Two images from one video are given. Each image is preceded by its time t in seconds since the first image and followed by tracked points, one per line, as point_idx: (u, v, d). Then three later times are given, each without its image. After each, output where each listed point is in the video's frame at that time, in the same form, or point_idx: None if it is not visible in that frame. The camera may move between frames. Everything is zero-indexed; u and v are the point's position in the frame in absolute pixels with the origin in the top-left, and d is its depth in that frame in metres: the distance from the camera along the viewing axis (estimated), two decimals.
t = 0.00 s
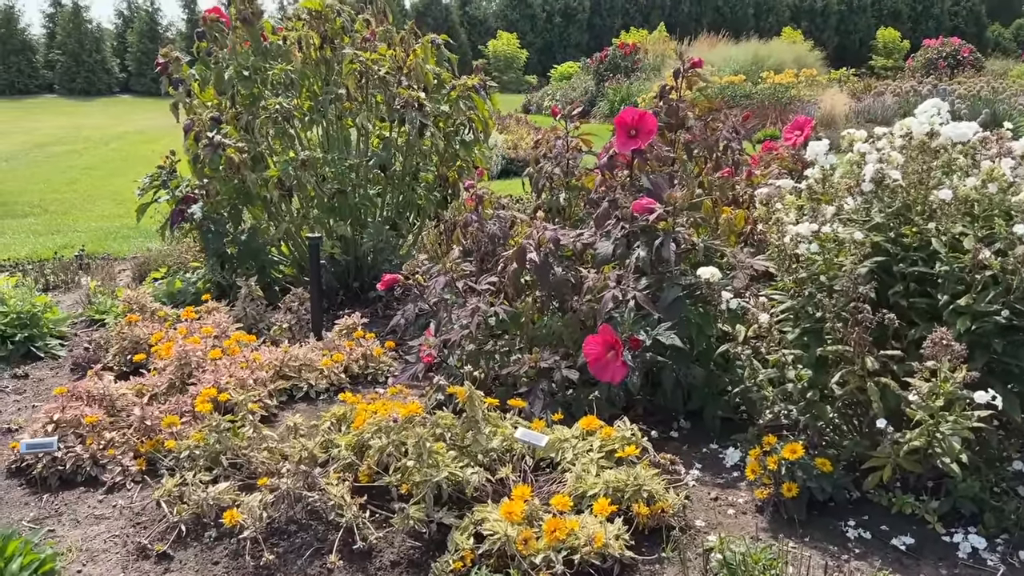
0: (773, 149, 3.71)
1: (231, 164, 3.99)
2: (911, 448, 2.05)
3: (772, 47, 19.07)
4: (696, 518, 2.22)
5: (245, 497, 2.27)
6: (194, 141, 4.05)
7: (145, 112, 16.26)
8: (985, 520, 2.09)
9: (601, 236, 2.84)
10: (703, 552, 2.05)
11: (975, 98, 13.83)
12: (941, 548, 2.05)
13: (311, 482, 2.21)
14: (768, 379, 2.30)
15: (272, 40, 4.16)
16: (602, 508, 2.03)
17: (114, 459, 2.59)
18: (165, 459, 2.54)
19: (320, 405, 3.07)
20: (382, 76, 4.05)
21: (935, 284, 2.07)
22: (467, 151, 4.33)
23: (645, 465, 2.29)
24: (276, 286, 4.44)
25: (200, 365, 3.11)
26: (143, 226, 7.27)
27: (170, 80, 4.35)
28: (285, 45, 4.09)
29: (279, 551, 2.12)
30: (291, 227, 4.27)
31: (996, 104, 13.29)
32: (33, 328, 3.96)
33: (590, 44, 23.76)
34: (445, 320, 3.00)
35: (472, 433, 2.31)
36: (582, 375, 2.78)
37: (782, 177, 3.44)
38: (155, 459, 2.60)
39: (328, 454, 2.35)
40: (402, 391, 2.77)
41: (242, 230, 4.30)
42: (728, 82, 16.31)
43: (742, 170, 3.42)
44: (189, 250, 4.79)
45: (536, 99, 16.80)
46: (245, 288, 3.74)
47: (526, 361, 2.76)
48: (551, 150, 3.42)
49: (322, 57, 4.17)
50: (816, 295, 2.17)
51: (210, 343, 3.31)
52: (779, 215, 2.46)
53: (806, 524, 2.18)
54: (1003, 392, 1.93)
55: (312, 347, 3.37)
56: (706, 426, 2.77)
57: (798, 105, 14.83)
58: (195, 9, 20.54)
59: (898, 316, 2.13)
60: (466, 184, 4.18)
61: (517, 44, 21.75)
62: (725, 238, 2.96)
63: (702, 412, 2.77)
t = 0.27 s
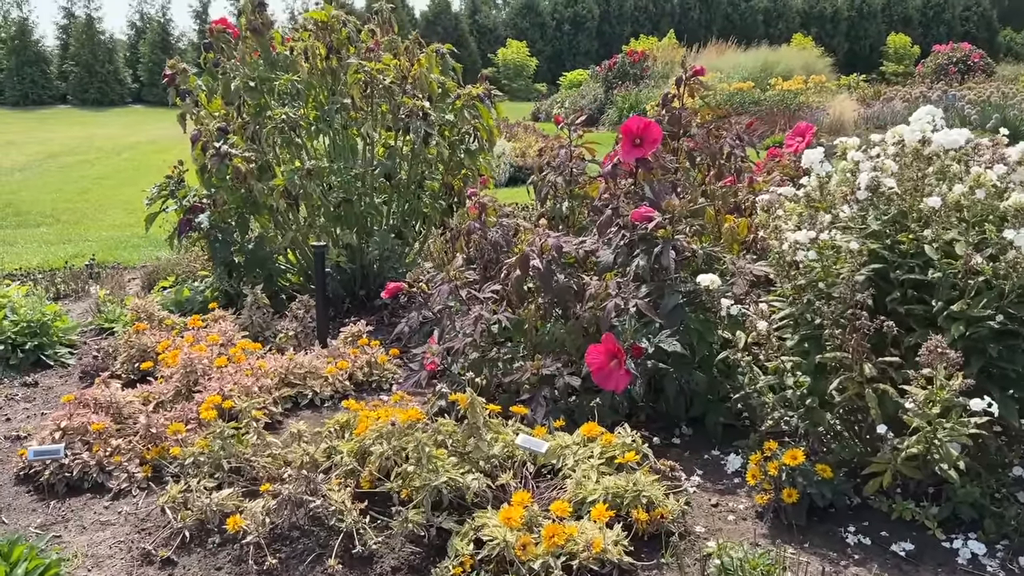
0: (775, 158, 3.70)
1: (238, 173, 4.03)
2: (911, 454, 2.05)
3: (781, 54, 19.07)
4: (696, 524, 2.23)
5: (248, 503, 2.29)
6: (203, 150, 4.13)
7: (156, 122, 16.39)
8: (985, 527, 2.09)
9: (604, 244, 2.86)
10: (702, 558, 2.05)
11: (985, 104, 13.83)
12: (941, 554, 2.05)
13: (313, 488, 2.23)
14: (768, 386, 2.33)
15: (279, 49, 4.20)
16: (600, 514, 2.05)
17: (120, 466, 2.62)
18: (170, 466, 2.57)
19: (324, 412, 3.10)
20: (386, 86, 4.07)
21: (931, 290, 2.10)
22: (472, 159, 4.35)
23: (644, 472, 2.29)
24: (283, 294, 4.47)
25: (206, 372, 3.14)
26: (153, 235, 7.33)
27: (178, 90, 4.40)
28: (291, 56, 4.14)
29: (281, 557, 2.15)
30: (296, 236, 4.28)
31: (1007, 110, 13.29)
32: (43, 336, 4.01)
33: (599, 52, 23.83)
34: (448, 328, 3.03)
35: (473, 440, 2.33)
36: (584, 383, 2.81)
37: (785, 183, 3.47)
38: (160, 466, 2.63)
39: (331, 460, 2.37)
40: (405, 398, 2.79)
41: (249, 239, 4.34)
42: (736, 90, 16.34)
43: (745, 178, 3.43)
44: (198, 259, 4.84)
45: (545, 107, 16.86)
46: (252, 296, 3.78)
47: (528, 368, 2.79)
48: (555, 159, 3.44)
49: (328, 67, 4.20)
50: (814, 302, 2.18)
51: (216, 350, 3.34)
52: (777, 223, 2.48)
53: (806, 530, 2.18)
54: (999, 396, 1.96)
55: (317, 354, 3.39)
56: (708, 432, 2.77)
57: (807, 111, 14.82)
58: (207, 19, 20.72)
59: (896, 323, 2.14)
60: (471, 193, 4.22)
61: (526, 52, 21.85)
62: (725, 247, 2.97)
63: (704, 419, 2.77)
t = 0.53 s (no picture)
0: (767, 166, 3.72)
1: (237, 184, 4.09)
2: (890, 458, 2.08)
3: (784, 62, 19.11)
4: (681, 528, 2.26)
5: (239, 508, 2.32)
6: (201, 161, 4.18)
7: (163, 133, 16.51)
8: (965, 530, 2.11)
9: (594, 252, 2.89)
10: (685, 561, 2.08)
11: (987, 111, 13.88)
12: (921, 558, 2.07)
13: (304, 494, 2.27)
14: (751, 392, 2.36)
15: (276, 63, 4.27)
16: (583, 519, 2.08)
17: (116, 473, 2.66)
18: (165, 472, 2.61)
19: (319, 420, 3.14)
20: (383, 97, 4.12)
21: (912, 297, 2.13)
22: (468, 169, 4.40)
23: (630, 477, 2.32)
24: (281, 303, 4.52)
25: (203, 381, 3.18)
26: (157, 246, 7.40)
27: (178, 103, 4.47)
28: (289, 68, 4.20)
29: (270, 562, 2.18)
30: (294, 245, 4.34)
31: (1010, 117, 13.32)
32: (45, 345, 4.06)
33: (603, 61, 23.92)
34: (441, 335, 3.06)
35: (463, 446, 2.37)
36: (574, 390, 2.83)
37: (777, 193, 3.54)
38: (156, 473, 2.67)
39: (322, 466, 2.41)
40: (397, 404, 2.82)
41: (248, 249, 4.39)
42: (738, 98, 16.41)
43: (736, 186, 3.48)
44: (198, 268, 4.89)
45: (549, 116, 16.94)
46: (250, 306, 3.83)
47: (519, 375, 2.81)
48: (546, 167, 3.47)
49: (327, 80, 4.28)
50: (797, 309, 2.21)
51: (213, 359, 3.38)
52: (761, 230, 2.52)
53: (789, 534, 2.20)
54: (977, 402, 1.97)
55: (313, 363, 3.44)
56: (696, 437, 2.80)
57: (809, 119, 14.86)
58: (214, 31, 20.89)
59: (877, 329, 2.17)
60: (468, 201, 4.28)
61: (531, 61, 21.95)
62: (715, 254, 3.01)
63: (693, 424, 2.80)
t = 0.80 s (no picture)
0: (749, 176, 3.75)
1: (229, 197, 4.14)
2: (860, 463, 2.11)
3: (783, 71, 19.20)
4: (657, 534, 2.29)
5: (223, 516, 2.36)
6: (194, 175, 4.26)
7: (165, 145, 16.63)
8: (936, 535, 2.14)
9: (575, 262, 2.96)
10: (658, 566, 2.11)
11: (984, 119, 13.95)
12: (892, 561, 2.10)
13: (285, 501, 2.30)
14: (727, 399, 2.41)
15: (269, 77, 4.31)
16: (557, 524, 2.11)
17: (104, 482, 2.70)
18: (151, 481, 2.65)
19: (307, 429, 3.18)
20: (374, 111, 4.18)
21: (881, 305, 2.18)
22: (459, 181, 4.45)
23: (607, 483, 2.36)
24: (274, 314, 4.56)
25: (192, 391, 3.22)
26: (156, 257, 7.47)
27: (172, 117, 4.53)
28: (281, 83, 4.26)
29: (252, 568, 2.22)
30: (286, 257, 4.39)
31: (1007, 126, 13.38)
32: (40, 357, 4.11)
33: (604, 71, 24.09)
34: (426, 344, 3.11)
35: (443, 454, 2.41)
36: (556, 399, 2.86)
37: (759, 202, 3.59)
38: (143, 482, 2.71)
39: (305, 474, 2.45)
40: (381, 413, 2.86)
41: (241, 261, 4.44)
42: (737, 108, 16.50)
43: (719, 197, 3.53)
44: (192, 280, 4.95)
45: (549, 126, 17.04)
46: (240, 317, 3.88)
47: (501, 385, 2.85)
48: (532, 179, 3.52)
49: (318, 93, 4.33)
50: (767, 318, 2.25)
51: (203, 369, 3.43)
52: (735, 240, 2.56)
53: (764, 539, 2.23)
54: (942, 406, 2.02)
55: (302, 373, 3.48)
56: (677, 445, 2.84)
57: (807, 128, 14.93)
58: (217, 44, 21.06)
59: (846, 337, 2.22)
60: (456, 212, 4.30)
61: (532, 72, 22.17)
62: (694, 264, 3.06)
63: (674, 432, 2.84)
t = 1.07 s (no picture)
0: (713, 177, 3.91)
1: (207, 216, 4.18)
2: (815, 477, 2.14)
3: (770, 84, 19.35)
4: (619, 547, 2.32)
5: (191, 534, 2.39)
6: (172, 195, 4.27)
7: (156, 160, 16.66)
8: (891, 546, 2.17)
9: (544, 279, 3.03)
10: None
11: (968, 131, 14.08)
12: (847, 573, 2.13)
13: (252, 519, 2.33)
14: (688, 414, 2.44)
15: (248, 96, 4.39)
16: (517, 539, 2.15)
17: (75, 500, 2.72)
18: (123, 500, 2.68)
19: (281, 446, 3.21)
20: (351, 129, 4.23)
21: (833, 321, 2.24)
22: (437, 199, 4.49)
23: (570, 499, 2.39)
24: (254, 331, 4.59)
25: (167, 410, 3.25)
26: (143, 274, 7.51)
27: (152, 137, 4.57)
28: (259, 102, 4.31)
29: None
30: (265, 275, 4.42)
31: (992, 137, 13.52)
32: (20, 376, 4.13)
33: (596, 84, 24.35)
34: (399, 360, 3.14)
35: (410, 470, 2.45)
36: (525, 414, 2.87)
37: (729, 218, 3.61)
38: (116, 500, 2.73)
39: (273, 492, 2.48)
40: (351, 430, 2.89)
41: (220, 279, 4.47)
42: (725, 120, 16.61)
43: (690, 213, 3.59)
44: (174, 298, 4.98)
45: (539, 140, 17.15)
46: (218, 334, 3.91)
47: (470, 401, 2.88)
48: (504, 197, 3.57)
49: (297, 112, 4.38)
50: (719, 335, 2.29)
51: (178, 388, 3.46)
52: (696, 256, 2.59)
53: (723, 552, 2.26)
54: (891, 419, 2.07)
55: (278, 390, 3.52)
56: (644, 459, 2.87)
57: (793, 141, 15.04)
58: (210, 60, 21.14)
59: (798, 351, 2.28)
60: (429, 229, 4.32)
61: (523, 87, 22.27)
62: (661, 279, 3.10)
63: (641, 446, 2.88)
